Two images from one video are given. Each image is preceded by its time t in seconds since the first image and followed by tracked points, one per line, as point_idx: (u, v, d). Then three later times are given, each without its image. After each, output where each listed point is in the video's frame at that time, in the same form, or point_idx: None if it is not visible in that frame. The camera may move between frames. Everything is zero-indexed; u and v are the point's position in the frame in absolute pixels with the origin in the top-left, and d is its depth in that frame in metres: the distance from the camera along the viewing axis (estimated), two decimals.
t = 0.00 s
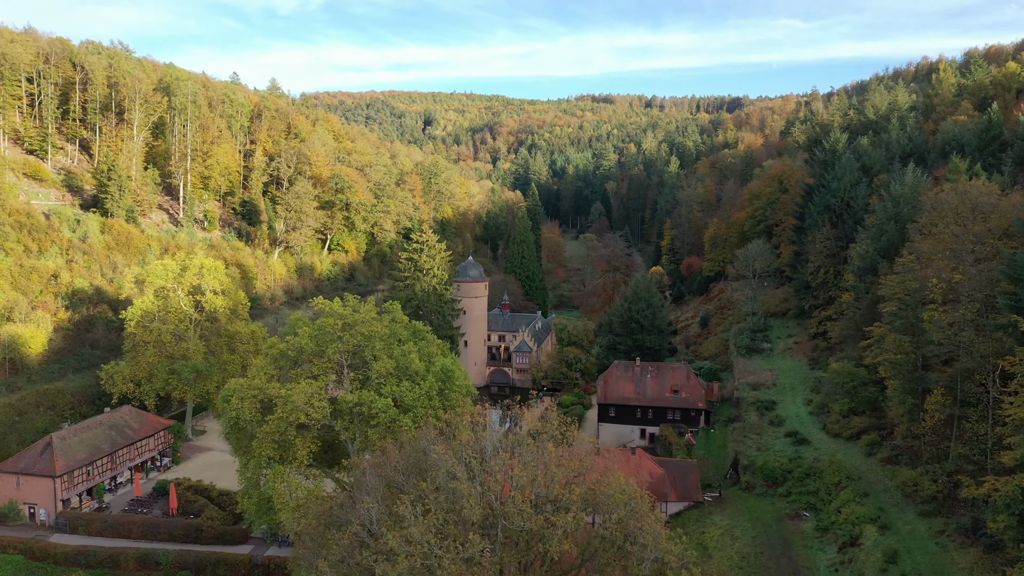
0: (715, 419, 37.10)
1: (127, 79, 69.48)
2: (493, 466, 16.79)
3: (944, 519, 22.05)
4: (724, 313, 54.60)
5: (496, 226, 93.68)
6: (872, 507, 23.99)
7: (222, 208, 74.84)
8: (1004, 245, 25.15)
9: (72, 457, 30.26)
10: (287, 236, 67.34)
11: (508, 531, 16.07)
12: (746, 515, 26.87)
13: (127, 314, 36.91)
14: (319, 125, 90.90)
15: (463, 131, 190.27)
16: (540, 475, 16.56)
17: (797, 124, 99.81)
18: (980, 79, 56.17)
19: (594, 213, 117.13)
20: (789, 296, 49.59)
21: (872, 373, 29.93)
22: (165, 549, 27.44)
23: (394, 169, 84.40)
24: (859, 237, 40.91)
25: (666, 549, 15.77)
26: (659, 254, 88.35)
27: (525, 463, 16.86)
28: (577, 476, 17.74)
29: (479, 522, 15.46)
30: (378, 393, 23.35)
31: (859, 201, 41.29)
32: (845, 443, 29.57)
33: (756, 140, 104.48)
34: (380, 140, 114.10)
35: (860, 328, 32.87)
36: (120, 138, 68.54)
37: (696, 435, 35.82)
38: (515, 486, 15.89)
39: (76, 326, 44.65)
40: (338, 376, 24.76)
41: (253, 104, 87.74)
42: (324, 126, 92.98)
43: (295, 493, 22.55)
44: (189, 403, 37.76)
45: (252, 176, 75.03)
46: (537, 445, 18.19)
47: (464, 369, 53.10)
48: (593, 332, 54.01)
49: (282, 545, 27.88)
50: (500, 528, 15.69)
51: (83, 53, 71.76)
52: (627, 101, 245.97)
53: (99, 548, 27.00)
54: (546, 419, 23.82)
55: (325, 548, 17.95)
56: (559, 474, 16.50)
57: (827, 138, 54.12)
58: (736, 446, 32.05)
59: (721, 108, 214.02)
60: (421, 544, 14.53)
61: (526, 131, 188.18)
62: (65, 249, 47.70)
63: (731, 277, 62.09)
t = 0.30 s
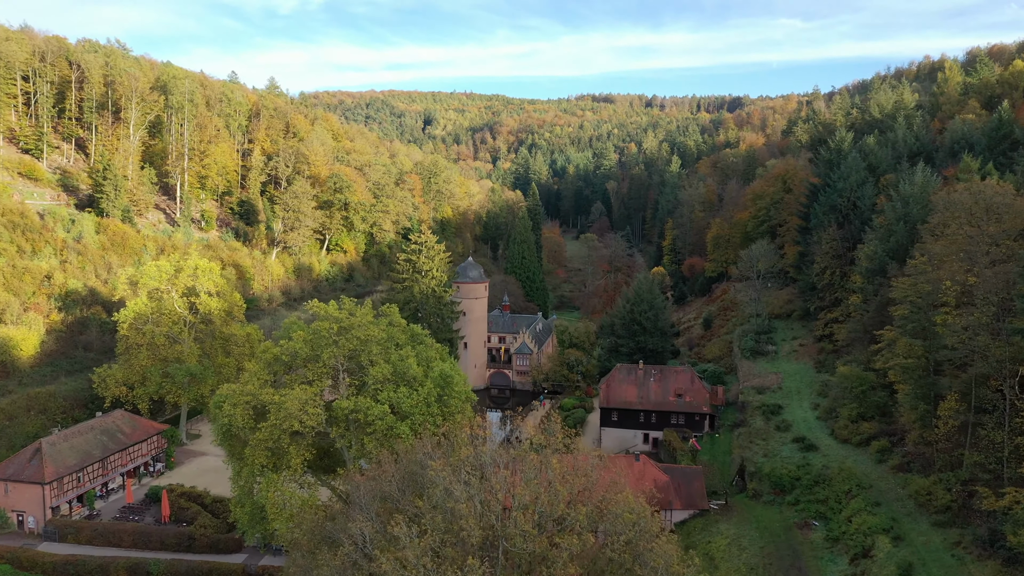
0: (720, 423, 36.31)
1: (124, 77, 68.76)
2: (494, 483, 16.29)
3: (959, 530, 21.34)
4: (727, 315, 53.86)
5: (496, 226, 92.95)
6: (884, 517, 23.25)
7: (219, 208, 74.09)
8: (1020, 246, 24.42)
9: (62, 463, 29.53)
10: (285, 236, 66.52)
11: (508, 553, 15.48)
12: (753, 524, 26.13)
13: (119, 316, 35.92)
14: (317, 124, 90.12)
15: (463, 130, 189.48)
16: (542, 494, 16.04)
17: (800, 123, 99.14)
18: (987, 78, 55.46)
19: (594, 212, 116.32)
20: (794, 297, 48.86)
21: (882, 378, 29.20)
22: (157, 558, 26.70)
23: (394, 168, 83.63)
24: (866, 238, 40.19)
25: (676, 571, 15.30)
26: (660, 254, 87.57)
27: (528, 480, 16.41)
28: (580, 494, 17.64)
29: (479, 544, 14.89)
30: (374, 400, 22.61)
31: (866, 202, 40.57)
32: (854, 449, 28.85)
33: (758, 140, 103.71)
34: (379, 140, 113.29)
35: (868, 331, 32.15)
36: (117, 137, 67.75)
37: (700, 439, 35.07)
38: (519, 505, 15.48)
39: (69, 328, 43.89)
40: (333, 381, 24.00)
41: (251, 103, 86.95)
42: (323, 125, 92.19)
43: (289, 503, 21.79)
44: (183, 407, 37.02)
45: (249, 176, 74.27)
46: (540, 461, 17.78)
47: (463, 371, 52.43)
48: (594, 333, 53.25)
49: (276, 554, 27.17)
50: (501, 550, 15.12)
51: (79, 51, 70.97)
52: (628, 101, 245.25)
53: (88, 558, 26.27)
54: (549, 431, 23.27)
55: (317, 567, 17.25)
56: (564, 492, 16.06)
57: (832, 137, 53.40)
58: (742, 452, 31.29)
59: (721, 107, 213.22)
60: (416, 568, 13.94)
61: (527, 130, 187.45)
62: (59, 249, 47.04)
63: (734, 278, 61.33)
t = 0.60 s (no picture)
0: (725, 427, 35.54)
1: (120, 76, 68.03)
2: (496, 503, 15.86)
3: (976, 542, 20.63)
4: (730, 316, 53.11)
5: (496, 226, 92.24)
6: (898, 528, 22.46)
7: (216, 208, 73.33)
8: None
9: (51, 470, 28.75)
10: (283, 236, 65.72)
11: None
12: (761, 533, 25.36)
13: (111, 318, 35.12)
14: (316, 124, 89.36)
15: (463, 130, 188.77)
16: (545, 518, 15.45)
17: (802, 122, 98.40)
18: (993, 76, 54.76)
19: (595, 212, 115.57)
20: (799, 299, 48.14)
21: (892, 383, 28.47)
22: (147, 569, 25.96)
23: (393, 168, 82.92)
24: (874, 239, 39.46)
25: None
26: (662, 254, 86.82)
27: (531, 501, 15.98)
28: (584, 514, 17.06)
29: (477, 570, 14.43)
30: (371, 407, 21.88)
31: (874, 201, 39.83)
32: (864, 456, 28.09)
33: (760, 139, 103.05)
34: (378, 139, 112.53)
35: (878, 335, 31.42)
36: (113, 136, 66.99)
37: (705, 445, 34.31)
38: (520, 528, 14.99)
39: (62, 330, 43.14)
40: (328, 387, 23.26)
41: (249, 102, 86.23)
42: (322, 124, 91.47)
43: (282, 513, 21.04)
44: (177, 411, 36.23)
45: (247, 175, 73.57)
46: (544, 480, 17.18)
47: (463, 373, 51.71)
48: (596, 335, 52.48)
49: (270, 564, 26.43)
50: None
51: (75, 49, 70.21)
52: (628, 101, 244.49)
53: (76, 569, 25.50)
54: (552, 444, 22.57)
55: None
56: (568, 514, 15.60)
57: (837, 136, 52.70)
58: (748, 458, 30.52)
59: (722, 107, 212.29)
60: None
61: (527, 129, 186.74)
62: (53, 249, 46.41)
63: (737, 279, 60.60)
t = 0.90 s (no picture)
0: (731, 433, 34.75)
1: (116, 74, 67.24)
2: (497, 529, 15.05)
3: (995, 555, 19.86)
4: (734, 318, 52.37)
5: (496, 226, 91.48)
6: (912, 540, 21.67)
7: (213, 208, 72.48)
8: None
9: (39, 477, 27.97)
10: (280, 237, 64.88)
11: None
12: (770, 544, 24.55)
13: (102, 321, 34.27)
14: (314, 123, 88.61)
15: (463, 129, 188.00)
16: (549, 541, 14.68)
17: (804, 122, 97.66)
18: (1001, 74, 54.00)
19: (596, 212, 114.81)
20: (804, 300, 47.35)
21: (904, 388, 27.71)
22: None
23: (392, 167, 82.16)
24: (882, 239, 38.73)
25: None
26: (664, 255, 86.04)
27: (535, 526, 15.12)
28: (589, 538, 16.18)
29: None
30: (367, 415, 21.06)
31: (881, 201, 39.08)
32: (875, 464, 27.32)
33: (762, 138, 102.31)
34: (378, 138, 111.75)
35: (888, 338, 30.66)
36: (108, 135, 66.17)
37: (710, 450, 33.53)
38: (522, 557, 14.17)
39: (54, 333, 42.35)
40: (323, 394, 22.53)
41: (247, 101, 85.44)
42: (320, 123, 90.72)
43: (274, 526, 20.26)
44: (170, 416, 35.44)
45: (244, 175, 72.82)
46: (549, 499, 16.37)
47: (461, 376, 50.83)
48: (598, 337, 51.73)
49: None
50: None
51: (71, 47, 69.37)
52: (628, 101, 243.55)
53: None
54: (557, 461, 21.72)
55: None
56: (574, 543, 14.73)
57: (842, 135, 51.94)
58: (755, 465, 29.74)
59: (723, 107, 211.46)
60: None
61: (527, 129, 185.96)
62: (46, 250, 45.72)
63: (740, 280, 59.83)
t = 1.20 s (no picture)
0: (737, 438, 33.94)
1: (112, 73, 66.45)
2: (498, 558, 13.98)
3: (1017, 571, 19.03)
4: (738, 320, 51.59)
5: (496, 226, 90.71)
6: (929, 554, 20.84)
7: (210, 208, 71.71)
8: None
9: (26, 485, 27.16)
10: (278, 237, 64.06)
11: None
12: (780, 556, 23.74)
13: (93, 324, 33.43)
14: (313, 122, 87.85)
15: (463, 129, 187.30)
16: (555, 573, 13.61)
17: (806, 121, 96.87)
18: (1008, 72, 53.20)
19: (597, 212, 113.99)
20: (809, 302, 46.56)
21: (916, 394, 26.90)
22: None
23: (391, 167, 81.41)
24: (890, 240, 37.94)
25: None
26: (665, 255, 85.23)
27: (538, 555, 14.02)
28: (598, 566, 15.11)
29: None
30: (362, 423, 20.23)
31: (890, 201, 38.28)
32: (886, 472, 26.53)
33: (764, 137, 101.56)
34: (377, 138, 110.97)
35: (899, 342, 29.86)
36: (104, 134, 65.36)
37: (715, 457, 32.73)
38: None
39: (46, 335, 41.55)
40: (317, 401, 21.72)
41: (245, 100, 84.65)
42: (319, 122, 90.00)
43: (265, 539, 19.46)
44: (163, 420, 34.62)
45: (242, 174, 72.06)
46: (554, 524, 15.31)
47: (461, 379, 50.03)
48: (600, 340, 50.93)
49: None
50: None
51: (67, 46, 68.55)
52: (629, 101, 242.77)
53: None
54: (561, 478, 20.75)
55: None
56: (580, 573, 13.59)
57: (848, 134, 51.15)
58: (762, 473, 28.91)
59: (724, 106, 210.56)
60: None
61: (527, 128, 185.21)
62: (39, 251, 45.02)
63: (744, 281, 59.04)
